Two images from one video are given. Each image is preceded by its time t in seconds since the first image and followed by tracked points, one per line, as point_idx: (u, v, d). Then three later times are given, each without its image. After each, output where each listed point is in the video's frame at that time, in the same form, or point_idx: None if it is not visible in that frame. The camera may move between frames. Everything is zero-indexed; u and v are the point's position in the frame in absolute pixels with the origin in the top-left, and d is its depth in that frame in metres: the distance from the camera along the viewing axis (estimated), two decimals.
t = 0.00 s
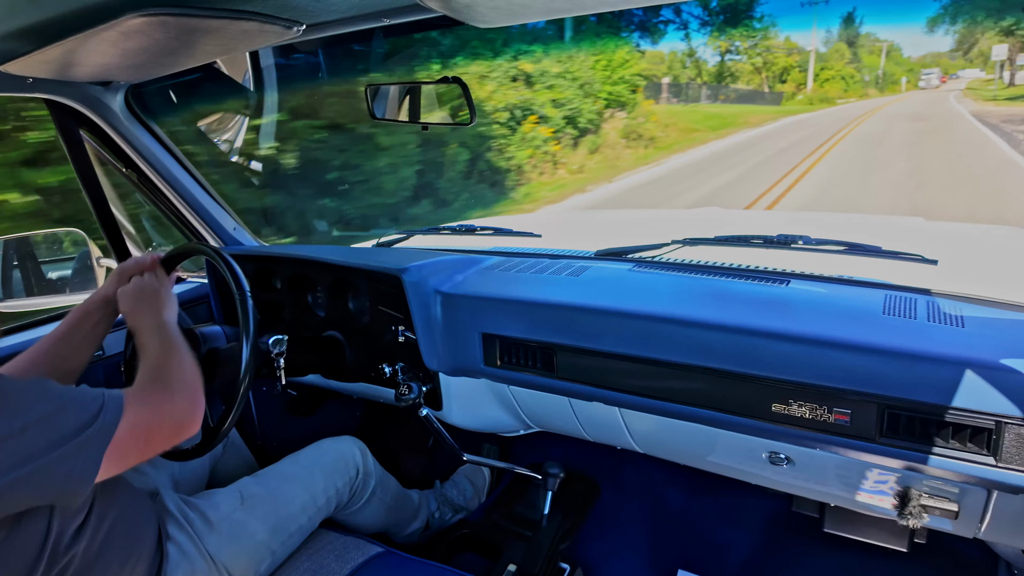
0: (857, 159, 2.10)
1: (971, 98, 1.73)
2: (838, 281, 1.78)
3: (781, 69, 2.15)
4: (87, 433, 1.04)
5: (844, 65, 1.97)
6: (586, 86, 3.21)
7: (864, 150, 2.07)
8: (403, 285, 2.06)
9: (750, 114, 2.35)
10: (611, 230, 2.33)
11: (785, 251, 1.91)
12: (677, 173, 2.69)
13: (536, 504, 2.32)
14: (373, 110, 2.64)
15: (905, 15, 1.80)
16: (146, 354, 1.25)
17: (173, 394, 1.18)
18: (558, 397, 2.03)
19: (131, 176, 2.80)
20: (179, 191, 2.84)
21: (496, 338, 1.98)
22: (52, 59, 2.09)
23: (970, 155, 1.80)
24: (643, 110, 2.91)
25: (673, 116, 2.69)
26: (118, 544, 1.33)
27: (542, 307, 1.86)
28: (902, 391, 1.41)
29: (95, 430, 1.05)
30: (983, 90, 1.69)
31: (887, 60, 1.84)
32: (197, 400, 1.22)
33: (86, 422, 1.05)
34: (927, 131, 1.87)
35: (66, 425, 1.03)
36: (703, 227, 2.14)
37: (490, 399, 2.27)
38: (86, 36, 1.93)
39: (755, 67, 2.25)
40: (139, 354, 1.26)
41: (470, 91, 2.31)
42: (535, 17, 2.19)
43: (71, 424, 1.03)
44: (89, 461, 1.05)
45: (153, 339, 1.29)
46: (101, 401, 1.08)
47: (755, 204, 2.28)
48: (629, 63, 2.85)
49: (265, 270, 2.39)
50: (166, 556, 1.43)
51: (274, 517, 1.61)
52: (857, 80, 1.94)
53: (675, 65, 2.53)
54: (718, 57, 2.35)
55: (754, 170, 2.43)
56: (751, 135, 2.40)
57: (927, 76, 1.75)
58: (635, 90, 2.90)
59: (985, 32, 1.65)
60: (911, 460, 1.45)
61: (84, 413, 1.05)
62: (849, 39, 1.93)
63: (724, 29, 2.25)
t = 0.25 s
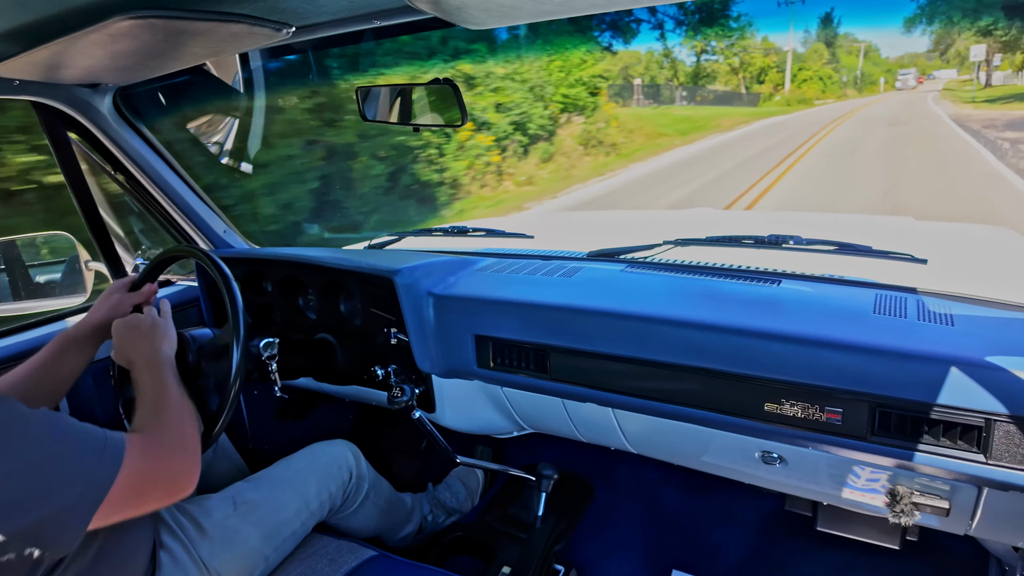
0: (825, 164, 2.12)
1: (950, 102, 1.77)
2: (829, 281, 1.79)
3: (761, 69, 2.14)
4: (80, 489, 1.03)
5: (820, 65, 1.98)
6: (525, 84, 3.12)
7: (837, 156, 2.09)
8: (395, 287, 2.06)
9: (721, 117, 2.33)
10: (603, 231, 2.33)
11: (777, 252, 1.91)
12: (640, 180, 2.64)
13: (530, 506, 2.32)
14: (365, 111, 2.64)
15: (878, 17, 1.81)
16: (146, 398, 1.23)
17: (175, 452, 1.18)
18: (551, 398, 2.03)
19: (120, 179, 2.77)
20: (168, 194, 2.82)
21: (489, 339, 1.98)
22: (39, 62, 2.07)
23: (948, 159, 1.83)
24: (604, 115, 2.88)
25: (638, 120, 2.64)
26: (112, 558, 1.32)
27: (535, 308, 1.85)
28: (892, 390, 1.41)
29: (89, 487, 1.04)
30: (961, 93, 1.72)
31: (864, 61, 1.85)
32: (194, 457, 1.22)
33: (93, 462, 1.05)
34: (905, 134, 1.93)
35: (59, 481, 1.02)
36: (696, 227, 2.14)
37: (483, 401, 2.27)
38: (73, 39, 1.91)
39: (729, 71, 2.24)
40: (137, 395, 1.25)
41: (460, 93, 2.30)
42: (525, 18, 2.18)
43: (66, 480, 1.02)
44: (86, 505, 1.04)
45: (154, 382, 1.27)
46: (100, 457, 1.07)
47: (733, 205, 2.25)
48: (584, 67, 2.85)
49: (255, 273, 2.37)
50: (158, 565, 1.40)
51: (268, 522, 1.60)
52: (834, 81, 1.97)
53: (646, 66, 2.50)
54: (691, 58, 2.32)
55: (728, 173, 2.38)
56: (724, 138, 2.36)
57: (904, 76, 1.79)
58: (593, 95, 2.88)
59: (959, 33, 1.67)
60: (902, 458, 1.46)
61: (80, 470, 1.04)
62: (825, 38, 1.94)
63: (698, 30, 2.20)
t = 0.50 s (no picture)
0: (816, 160, 2.18)
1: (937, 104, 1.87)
2: (821, 281, 1.80)
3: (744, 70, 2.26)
4: (65, 501, 1.01)
5: (807, 66, 2.11)
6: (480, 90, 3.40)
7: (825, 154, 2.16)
8: (389, 288, 2.05)
9: (698, 122, 2.47)
10: (597, 231, 2.34)
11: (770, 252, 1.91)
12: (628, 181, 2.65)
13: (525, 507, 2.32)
14: (357, 112, 2.63)
15: (867, 18, 1.92)
16: (140, 396, 1.19)
17: (170, 459, 1.14)
18: (546, 399, 2.03)
19: (113, 181, 2.73)
20: (161, 196, 2.79)
21: (483, 340, 1.98)
22: (29, 62, 2.06)
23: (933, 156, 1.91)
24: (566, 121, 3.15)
25: (609, 125, 2.83)
26: (104, 565, 1.31)
27: (530, 309, 1.85)
28: (885, 389, 1.42)
29: (75, 500, 1.02)
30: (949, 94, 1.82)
31: (850, 61, 1.98)
32: (193, 457, 1.19)
33: (82, 470, 1.03)
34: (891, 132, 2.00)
35: (44, 492, 0.99)
36: (690, 227, 2.14)
37: (478, 402, 2.27)
38: (64, 39, 1.90)
39: (713, 72, 2.40)
40: (132, 391, 1.20)
41: (454, 94, 2.31)
42: (519, 19, 2.19)
43: (51, 491, 1.00)
44: (77, 513, 1.02)
45: (150, 376, 1.22)
46: (89, 468, 1.04)
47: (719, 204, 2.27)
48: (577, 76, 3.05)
49: (248, 275, 2.36)
50: (152, 569, 1.39)
51: (262, 526, 1.59)
52: (821, 83, 2.10)
53: (631, 73, 2.68)
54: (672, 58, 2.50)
55: (715, 173, 2.43)
56: (700, 143, 2.50)
57: (889, 76, 1.90)
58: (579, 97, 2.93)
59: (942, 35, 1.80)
60: (895, 457, 1.46)
61: (65, 481, 1.01)
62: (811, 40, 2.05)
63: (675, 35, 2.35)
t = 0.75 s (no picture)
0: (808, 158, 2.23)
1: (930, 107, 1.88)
2: (817, 280, 1.81)
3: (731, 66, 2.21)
4: (60, 496, 0.99)
5: (798, 65, 2.11)
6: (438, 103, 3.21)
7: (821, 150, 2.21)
8: (384, 290, 2.04)
9: (686, 123, 2.47)
10: (592, 233, 2.34)
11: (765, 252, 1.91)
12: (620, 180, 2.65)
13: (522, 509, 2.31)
14: (352, 113, 2.62)
15: (857, 17, 1.90)
16: (143, 378, 1.16)
17: (166, 449, 1.11)
18: (542, 400, 2.03)
19: (106, 185, 2.72)
20: (154, 198, 2.78)
21: (479, 341, 1.97)
22: (20, 65, 2.05)
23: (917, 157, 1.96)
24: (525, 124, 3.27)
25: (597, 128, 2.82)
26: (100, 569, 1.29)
27: (527, 310, 1.85)
28: (882, 387, 1.42)
29: (70, 494, 1.00)
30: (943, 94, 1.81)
31: (841, 59, 1.96)
32: (193, 444, 1.15)
33: (72, 466, 1.01)
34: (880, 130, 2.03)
35: (37, 489, 0.98)
36: (684, 227, 2.15)
37: (474, 403, 2.26)
38: (56, 42, 1.89)
39: (700, 71, 2.36)
40: (139, 371, 1.17)
41: (449, 95, 2.30)
42: (513, 20, 2.18)
43: (45, 486, 0.98)
44: (72, 507, 1.00)
45: (154, 355, 1.18)
46: (81, 461, 1.02)
47: (709, 202, 2.30)
48: (557, 74, 2.98)
49: (243, 278, 2.35)
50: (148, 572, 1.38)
51: (259, 530, 1.58)
52: (810, 82, 2.11)
53: (613, 74, 2.64)
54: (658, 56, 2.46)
55: (706, 172, 2.46)
56: (679, 146, 2.55)
57: (879, 76, 1.90)
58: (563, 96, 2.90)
59: (933, 35, 1.79)
60: (891, 456, 1.47)
61: (59, 476, 0.99)
62: (801, 38, 2.03)
63: (659, 35, 2.28)
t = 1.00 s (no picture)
0: (801, 158, 2.23)
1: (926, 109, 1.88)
2: (813, 280, 1.82)
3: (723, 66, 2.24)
4: (51, 513, 0.95)
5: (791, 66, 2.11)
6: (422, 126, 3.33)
7: (816, 151, 2.20)
8: (382, 290, 2.04)
9: (679, 124, 2.48)
10: (591, 233, 2.34)
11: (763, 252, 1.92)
12: (616, 180, 2.67)
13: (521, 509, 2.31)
14: (350, 114, 2.63)
15: (851, 18, 1.89)
16: (155, 390, 1.15)
17: (163, 470, 1.07)
18: (540, 400, 2.03)
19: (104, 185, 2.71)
20: (152, 199, 2.78)
21: (477, 342, 1.97)
22: (17, 66, 2.04)
23: (907, 160, 1.97)
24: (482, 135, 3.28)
25: (596, 129, 2.83)
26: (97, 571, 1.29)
27: (525, 310, 1.85)
28: (878, 387, 1.43)
29: (63, 511, 0.96)
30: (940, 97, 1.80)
31: (835, 59, 1.97)
32: (190, 469, 1.12)
33: (68, 480, 0.97)
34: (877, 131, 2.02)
35: (30, 503, 0.94)
36: (682, 228, 2.15)
37: (472, 404, 2.27)
38: (53, 43, 1.88)
39: (689, 70, 2.35)
40: (159, 382, 1.16)
41: (447, 95, 2.30)
42: (510, 21, 2.19)
43: (39, 501, 0.94)
44: (65, 524, 0.96)
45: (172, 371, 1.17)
46: (78, 476, 0.98)
47: (702, 202, 2.31)
48: (539, 74, 2.95)
49: (241, 279, 2.35)
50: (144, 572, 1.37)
51: (256, 530, 1.58)
52: (802, 80, 2.10)
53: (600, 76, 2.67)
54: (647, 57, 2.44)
55: (700, 173, 2.47)
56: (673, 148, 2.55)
57: (873, 76, 1.91)
58: (555, 97, 2.89)
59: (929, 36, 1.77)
60: (888, 455, 1.47)
61: (53, 491, 0.95)
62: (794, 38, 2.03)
63: (646, 35, 2.28)
